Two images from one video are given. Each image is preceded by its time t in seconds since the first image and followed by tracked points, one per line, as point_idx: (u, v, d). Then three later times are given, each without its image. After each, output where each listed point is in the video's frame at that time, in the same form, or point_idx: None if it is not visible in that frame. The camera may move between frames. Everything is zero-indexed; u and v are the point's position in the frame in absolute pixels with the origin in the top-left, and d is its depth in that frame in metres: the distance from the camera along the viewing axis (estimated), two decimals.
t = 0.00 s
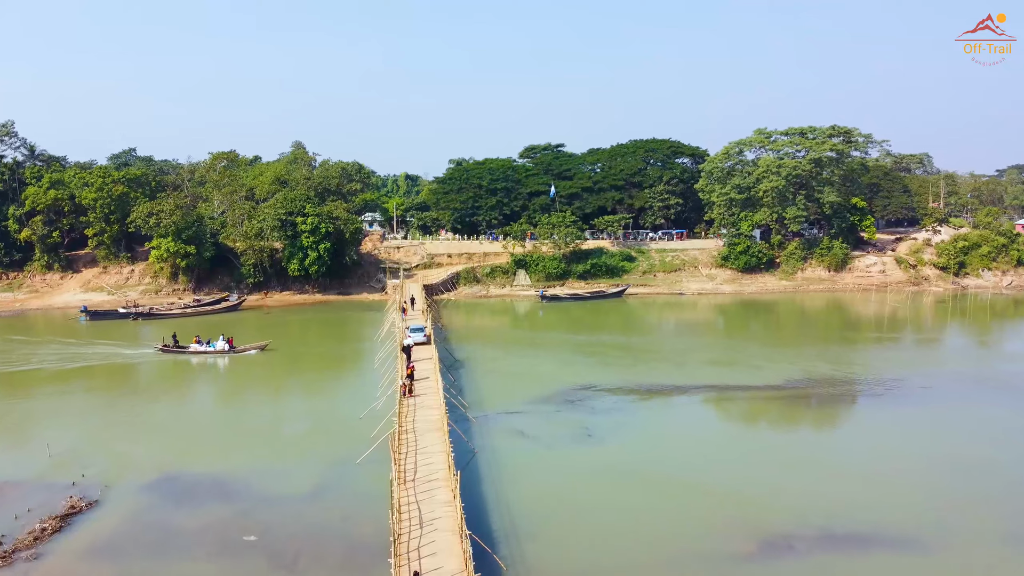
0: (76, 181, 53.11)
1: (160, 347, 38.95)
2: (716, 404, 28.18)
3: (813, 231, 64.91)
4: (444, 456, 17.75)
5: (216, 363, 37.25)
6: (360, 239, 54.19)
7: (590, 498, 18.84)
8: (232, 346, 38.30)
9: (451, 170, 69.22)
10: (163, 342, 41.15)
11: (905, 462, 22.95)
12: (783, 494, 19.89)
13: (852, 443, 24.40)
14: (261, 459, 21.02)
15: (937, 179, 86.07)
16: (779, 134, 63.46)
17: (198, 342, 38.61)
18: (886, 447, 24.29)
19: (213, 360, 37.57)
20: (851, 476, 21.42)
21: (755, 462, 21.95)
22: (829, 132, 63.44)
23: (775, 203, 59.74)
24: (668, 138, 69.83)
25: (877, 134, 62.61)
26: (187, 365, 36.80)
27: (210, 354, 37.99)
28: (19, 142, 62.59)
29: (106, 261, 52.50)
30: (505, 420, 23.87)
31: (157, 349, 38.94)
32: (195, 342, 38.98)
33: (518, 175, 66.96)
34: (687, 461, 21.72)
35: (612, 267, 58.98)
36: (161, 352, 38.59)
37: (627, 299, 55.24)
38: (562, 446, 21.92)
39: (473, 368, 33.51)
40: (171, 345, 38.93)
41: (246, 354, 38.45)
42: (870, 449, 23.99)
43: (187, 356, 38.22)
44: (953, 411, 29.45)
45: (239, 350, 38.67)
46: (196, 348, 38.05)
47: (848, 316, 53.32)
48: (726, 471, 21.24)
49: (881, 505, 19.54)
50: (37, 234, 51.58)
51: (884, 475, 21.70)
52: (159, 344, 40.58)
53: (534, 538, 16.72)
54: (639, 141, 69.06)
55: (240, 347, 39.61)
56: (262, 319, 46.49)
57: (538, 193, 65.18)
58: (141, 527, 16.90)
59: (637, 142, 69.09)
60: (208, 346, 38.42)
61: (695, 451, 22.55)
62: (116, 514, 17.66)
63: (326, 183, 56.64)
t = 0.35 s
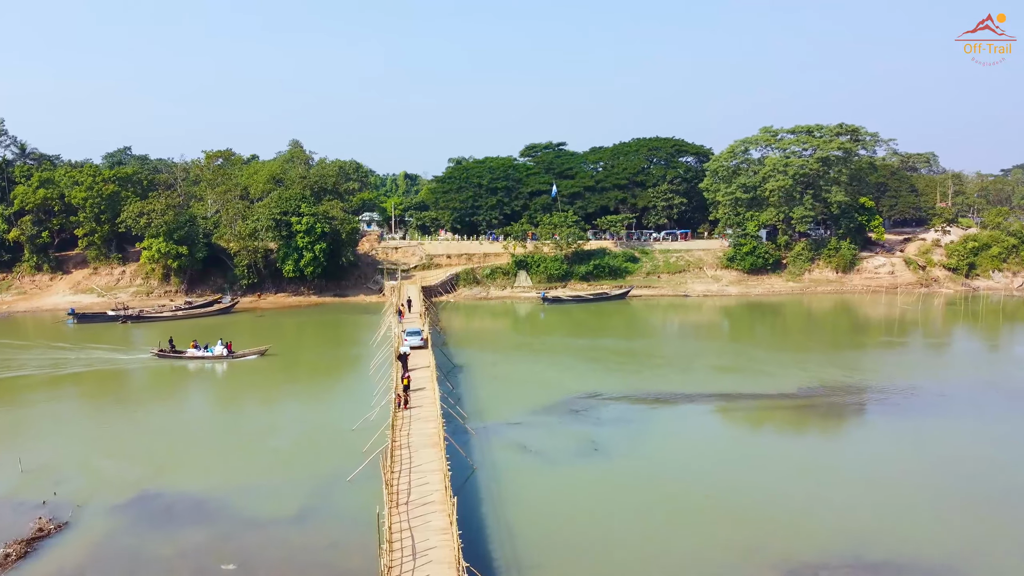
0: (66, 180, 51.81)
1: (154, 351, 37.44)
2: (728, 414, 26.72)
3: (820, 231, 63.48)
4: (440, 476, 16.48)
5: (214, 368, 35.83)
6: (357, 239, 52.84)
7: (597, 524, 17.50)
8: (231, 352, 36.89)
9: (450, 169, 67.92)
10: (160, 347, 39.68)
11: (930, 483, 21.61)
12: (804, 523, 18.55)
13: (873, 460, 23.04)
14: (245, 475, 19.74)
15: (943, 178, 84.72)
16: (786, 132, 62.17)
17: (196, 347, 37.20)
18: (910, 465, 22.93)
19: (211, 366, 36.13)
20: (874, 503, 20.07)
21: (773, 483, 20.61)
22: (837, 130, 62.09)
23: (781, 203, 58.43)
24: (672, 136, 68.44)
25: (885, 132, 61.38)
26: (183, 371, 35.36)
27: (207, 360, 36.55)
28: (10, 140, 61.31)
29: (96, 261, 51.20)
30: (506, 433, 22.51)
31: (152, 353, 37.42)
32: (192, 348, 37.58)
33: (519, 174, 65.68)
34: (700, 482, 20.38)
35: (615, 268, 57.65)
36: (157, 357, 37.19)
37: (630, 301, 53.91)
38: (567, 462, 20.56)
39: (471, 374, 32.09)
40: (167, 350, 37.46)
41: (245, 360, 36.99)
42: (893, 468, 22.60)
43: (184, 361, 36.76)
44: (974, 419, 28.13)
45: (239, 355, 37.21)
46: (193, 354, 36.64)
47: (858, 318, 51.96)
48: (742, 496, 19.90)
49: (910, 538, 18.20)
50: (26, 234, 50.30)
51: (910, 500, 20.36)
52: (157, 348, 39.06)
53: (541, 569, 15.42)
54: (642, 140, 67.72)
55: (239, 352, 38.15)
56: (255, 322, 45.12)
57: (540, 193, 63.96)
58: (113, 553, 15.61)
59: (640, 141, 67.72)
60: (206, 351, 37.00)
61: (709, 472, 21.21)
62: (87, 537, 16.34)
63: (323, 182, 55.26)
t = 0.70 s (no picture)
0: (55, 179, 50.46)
1: (150, 356, 36.02)
2: (742, 424, 25.21)
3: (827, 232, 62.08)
4: (434, 500, 15.23)
5: (211, 375, 34.36)
6: (353, 240, 51.47)
7: (606, 551, 16.04)
8: (230, 358, 35.40)
9: (450, 168, 66.61)
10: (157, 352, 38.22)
11: (964, 500, 20.00)
12: (831, 548, 17.04)
13: (877, 463, 22.30)
14: (230, 497, 18.39)
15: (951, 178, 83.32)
16: (793, 131, 60.90)
17: (193, 353, 35.73)
18: (919, 469, 22.04)
19: (208, 373, 34.66)
20: (905, 521, 18.55)
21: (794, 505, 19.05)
22: (845, 128, 60.81)
23: (789, 203, 57.11)
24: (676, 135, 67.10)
25: (894, 131, 60.18)
26: (177, 378, 33.90)
27: (204, 366, 35.09)
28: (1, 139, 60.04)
29: (86, 263, 49.85)
30: (507, 448, 21.05)
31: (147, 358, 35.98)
32: (189, 353, 36.12)
33: (520, 173, 64.44)
34: (713, 499, 19.13)
35: (618, 269, 56.28)
36: (153, 362, 35.71)
37: (634, 303, 52.54)
38: (572, 482, 19.09)
39: (468, 381, 30.61)
40: (163, 356, 36.02)
41: (244, 366, 35.51)
42: (925, 483, 21.00)
43: (180, 368, 35.31)
44: (999, 428, 26.76)
45: (238, 361, 35.71)
46: (190, 359, 35.16)
47: (867, 321, 50.59)
48: (763, 518, 18.34)
49: (948, 562, 16.68)
50: (14, 234, 48.98)
51: (944, 517, 18.79)
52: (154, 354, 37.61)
53: None
54: (645, 139, 66.39)
55: (238, 358, 36.66)
56: (249, 326, 43.74)
57: (541, 192, 62.83)
58: None
59: (643, 140, 66.40)
60: (203, 357, 35.53)
61: (725, 491, 19.69)
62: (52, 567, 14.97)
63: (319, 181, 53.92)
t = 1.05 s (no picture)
0: (43, 178, 49.04)
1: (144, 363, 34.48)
2: (759, 432, 23.75)
3: (834, 233, 60.67)
4: (429, 530, 13.97)
5: (207, 382, 32.82)
6: (350, 241, 50.09)
7: (613, 571, 15.08)
8: (229, 365, 33.79)
9: (449, 167, 65.24)
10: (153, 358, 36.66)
11: (990, 513, 18.94)
12: (841, 556, 16.56)
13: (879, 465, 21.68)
14: (214, 543, 17.51)
15: (957, 178, 81.82)
16: (800, 128, 59.57)
17: (190, 359, 34.12)
18: (924, 472, 21.42)
19: (206, 379, 33.11)
20: (918, 529, 18.00)
21: (817, 526, 17.78)
22: (853, 126, 59.48)
23: (796, 202, 55.77)
24: (680, 133, 65.73)
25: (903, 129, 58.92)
26: (171, 385, 32.37)
27: (201, 373, 33.50)
28: None
29: (74, 264, 48.45)
30: (508, 465, 19.68)
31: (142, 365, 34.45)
32: (185, 359, 34.52)
33: (520, 172, 63.07)
34: (718, 507, 18.48)
35: (622, 271, 54.86)
36: (147, 369, 34.12)
37: (639, 306, 51.18)
38: (577, 501, 17.81)
39: (465, 387, 29.11)
40: (158, 362, 34.45)
41: (242, 373, 33.92)
42: (958, 500, 19.59)
43: (176, 375, 33.74)
44: None
45: (236, 368, 34.11)
46: (186, 366, 33.56)
47: (878, 324, 49.22)
48: (784, 541, 17.05)
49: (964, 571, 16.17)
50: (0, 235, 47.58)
51: (958, 525, 18.22)
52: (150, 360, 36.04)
53: None
54: (648, 137, 65.02)
55: (236, 364, 35.07)
56: (241, 330, 42.32)
57: (542, 191, 61.59)
58: None
59: (646, 138, 65.04)
60: (199, 364, 33.92)
61: (742, 511, 18.41)
62: None
63: (315, 179, 52.49)
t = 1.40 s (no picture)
0: (30, 176, 47.60)
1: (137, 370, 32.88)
2: (777, 446, 22.30)
3: (843, 233, 59.23)
4: (424, 564, 12.65)
5: (203, 392, 31.26)
6: (346, 242, 48.68)
7: None
8: (227, 373, 32.30)
9: (448, 166, 63.81)
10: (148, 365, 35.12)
11: (998, 516, 18.47)
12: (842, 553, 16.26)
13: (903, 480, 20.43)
14: None
15: (965, 177, 80.27)
16: (807, 127, 58.21)
17: (185, 367, 32.59)
18: (948, 486, 20.28)
19: (202, 388, 31.57)
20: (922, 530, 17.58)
21: (839, 547, 16.56)
22: (861, 125, 58.13)
23: (804, 202, 54.39)
24: (684, 132, 64.30)
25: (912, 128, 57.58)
26: (162, 394, 30.90)
27: (198, 381, 32.02)
28: None
29: (62, 265, 47.02)
30: (509, 485, 18.31)
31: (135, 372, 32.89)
32: (180, 367, 33.00)
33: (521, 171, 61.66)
34: (727, 513, 17.75)
35: (625, 273, 53.42)
36: (140, 377, 32.59)
37: (643, 309, 49.77)
38: (584, 525, 16.50)
39: (462, 396, 27.63)
40: (152, 369, 32.94)
41: (240, 381, 32.37)
42: (995, 522, 18.23)
43: (170, 383, 32.22)
44: None
45: (234, 375, 32.62)
46: (181, 374, 32.07)
47: (889, 328, 47.84)
48: (801, 558, 16.04)
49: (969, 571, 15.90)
50: None
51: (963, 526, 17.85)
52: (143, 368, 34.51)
53: None
54: (652, 136, 63.59)
55: (234, 371, 33.54)
56: (233, 334, 40.89)
57: (544, 191, 60.19)
58: None
59: (650, 137, 63.61)
60: (195, 371, 32.42)
61: (759, 529, 17.15)
62: None
63: (311, 178, 51.08)
